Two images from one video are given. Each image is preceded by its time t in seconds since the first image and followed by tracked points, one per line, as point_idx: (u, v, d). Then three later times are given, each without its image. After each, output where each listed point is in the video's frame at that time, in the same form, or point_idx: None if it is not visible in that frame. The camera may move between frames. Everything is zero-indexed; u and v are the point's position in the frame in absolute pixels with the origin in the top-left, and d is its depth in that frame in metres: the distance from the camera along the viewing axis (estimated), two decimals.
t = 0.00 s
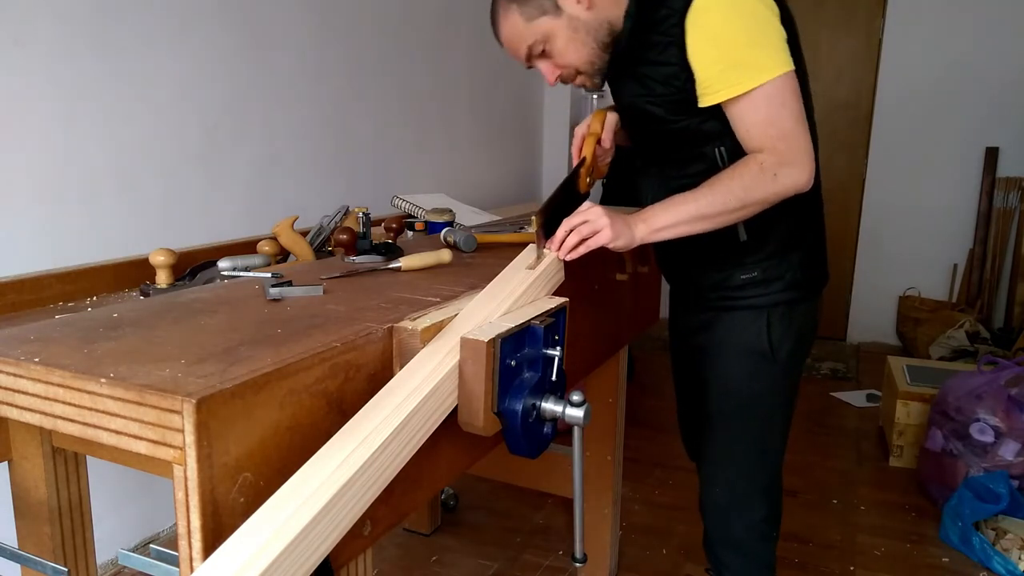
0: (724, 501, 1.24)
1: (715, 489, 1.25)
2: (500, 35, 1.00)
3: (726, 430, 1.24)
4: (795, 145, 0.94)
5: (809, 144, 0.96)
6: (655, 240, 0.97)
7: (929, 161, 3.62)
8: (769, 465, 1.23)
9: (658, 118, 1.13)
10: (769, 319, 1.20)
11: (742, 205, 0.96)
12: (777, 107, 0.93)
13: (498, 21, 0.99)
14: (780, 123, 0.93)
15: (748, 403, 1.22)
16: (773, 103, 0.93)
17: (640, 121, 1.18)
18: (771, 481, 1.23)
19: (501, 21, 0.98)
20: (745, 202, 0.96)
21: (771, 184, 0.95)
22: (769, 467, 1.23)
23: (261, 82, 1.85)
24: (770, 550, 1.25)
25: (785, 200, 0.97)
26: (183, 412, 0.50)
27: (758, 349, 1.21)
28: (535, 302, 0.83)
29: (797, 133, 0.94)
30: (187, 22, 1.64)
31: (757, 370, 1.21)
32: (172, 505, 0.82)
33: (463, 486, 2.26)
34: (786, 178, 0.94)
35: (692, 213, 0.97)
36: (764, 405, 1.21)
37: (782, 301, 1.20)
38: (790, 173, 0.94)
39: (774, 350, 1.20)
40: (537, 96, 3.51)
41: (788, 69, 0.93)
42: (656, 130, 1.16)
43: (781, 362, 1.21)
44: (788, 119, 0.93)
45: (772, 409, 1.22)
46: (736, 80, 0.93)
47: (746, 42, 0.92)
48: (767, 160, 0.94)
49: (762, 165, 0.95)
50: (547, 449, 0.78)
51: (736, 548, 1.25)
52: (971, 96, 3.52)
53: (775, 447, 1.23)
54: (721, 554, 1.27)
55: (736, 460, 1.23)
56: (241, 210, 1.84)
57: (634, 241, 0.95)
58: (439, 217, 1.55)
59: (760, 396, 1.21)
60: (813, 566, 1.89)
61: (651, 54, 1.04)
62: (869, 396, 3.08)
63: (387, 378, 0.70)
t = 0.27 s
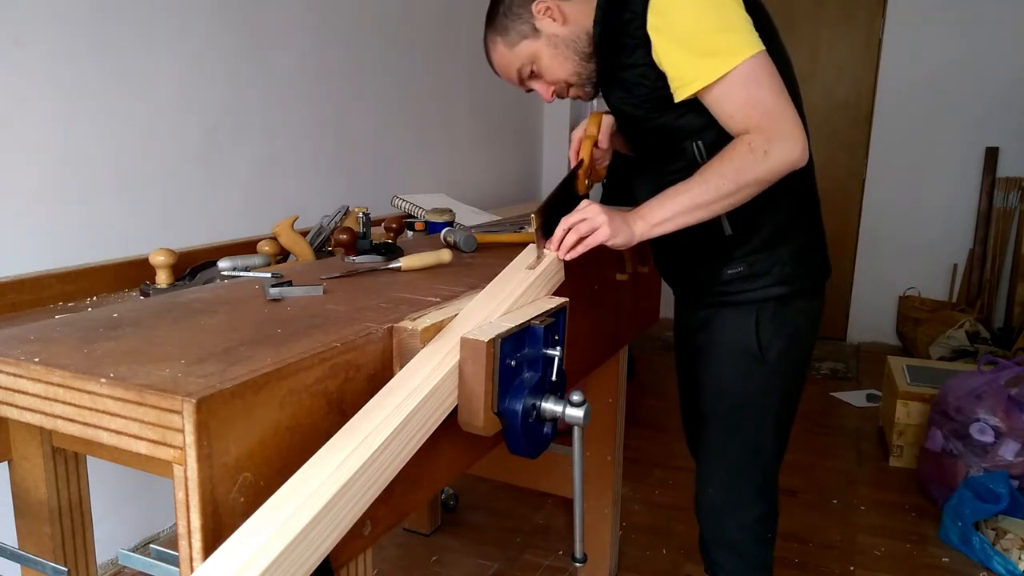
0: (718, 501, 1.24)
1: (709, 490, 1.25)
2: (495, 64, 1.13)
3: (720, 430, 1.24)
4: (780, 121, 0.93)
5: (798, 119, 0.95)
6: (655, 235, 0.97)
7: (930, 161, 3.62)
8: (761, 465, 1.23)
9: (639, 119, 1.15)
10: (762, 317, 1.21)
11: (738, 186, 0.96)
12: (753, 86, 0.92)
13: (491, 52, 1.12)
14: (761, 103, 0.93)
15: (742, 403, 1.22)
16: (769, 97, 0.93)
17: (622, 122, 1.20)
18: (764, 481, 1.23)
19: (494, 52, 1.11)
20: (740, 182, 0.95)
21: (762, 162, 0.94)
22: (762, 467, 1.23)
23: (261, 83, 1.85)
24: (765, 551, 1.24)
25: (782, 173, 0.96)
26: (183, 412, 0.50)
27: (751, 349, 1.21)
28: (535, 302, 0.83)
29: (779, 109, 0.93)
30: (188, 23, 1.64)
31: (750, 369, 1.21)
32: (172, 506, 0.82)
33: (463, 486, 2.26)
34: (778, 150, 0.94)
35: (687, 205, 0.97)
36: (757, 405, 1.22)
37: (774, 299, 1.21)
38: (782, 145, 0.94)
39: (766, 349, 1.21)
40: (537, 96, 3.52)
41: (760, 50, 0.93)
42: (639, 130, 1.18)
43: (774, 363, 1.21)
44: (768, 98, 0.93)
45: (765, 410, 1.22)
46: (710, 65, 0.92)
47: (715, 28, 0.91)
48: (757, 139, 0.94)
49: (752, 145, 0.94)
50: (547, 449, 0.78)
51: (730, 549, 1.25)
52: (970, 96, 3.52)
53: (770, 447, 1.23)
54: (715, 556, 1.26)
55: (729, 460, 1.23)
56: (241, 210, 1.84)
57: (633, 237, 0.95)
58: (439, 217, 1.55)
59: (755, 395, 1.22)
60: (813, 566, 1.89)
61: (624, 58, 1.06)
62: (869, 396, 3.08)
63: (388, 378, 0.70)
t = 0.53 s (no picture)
0: (717, 502, 1.24)
1: (708, 491, 1.25)
2: (496, 78, 1.18)
3: (719, 430, 1.25)
4: (773, 113, 0.93)
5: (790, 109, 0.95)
6: (654, 233, 0.97)
7: (930, 161, 3.62)
8: (761, 466, 1.23)
9: (636, 117, 1.15)
10: (759, 316, 1.21)
11: (733, 181, 0.96)
12: (744, 78, 0.93)
13: (490, 67, 1.17)
14: (753, 95, 0.93)
15: (741, 402, 1.22)
16: (765, 94, 0.93)
17: (621, 122, 1.20)
18: (763, 482, 1.23)
19: (493, 66, 1.16)
20: (736, 175, 0.95)
21: (756, 155, 0.94)
22: (761, 467, 1.23)
23: (261, 83, 1.85)
24: (764, 551, 1.24)
25: (777, 166, 0.96)
26: (183, 412, 0.50)
27: (749, 349, 1.21)
28: (535, 302, 0.83)
29: (771, 101, 0.93)
30: (188, 22, 1.64)
31: (748, 369, 1.22)
32: (172, 506, 0.82)
33: (463, 486, 2.26)
34: (773, 142, 0.94)
35: (685, 200, 0.97)
36: (756, 405, 1.22)
37: (772, 297, 1.21)
38: (776, 136, 0.94)
39: (764, 349, 1.21)
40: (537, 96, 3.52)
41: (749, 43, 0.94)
42: (636, 129, 1.18)
43: (774, 362, 1.21)
44: (759, 89, 0.93)
45: (766, 409, 1.22)
46: (699, 60, 0.93)
47: (702, 22, 0.92)
48: (751, 132, 0.94)
49: (746, 138, 0.94)
50: (547, 449, 0.78)
51: (729, 550, 1.24)
52: (970, 96, 3.52)
53: (768, 448, 1.23)
54: (714, 556, 1.26)
55: (728, 461, 1.23)
56: (241, 210, 1.84)
57: (633, 237, 0.95)
58: (439, 217, 1.55)
59: (754, 395, 1.22)
60: (813, 566, 1.89)
61: (618, 58, 1.07)
62: (869, 396, 3.08)
63: (388, 378, 0.70)
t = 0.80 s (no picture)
0: (715, 501, 1.24)
1: (706, 490, 1.25)
2: (498, 81, 1.18)
3: (717, 430, 1.24)
4: (771, 110, 0.93)
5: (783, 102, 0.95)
6: (654, 233, 0.97)
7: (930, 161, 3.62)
8: (760, 466, 1.23)
9: (635, 117, 1.15)
10: (758, 315, 1.21)
11: (732, 179, 0.96)
12: (740, 76, 0.93)
13: (492, 70, 1.17)
14: (749, 93, 0.93)
15: (739, 402, 1.22)
16: (764, 94, 0.93)
17: (622, 123, 1.20)
18: (762, 481, 1.23)
19: (495, 69, 1.17)
20: (735, 174, 0.95)
21: (755, 153, 0.94)
22: (759, 467, 1.23)
23: (261, 82, 1.85)
24: (762, 551, 1.24)
25: (776, 162, 0.96)
26: (183, 412, 0.50)
27: (748, 348, 1.22)
28: (535, 302, 0.83)
29: (768, 97, 0.93)
30: (188, 21, 1.64)
31: (746, 368, 1.22)
32: (172, 506, 0.82)
33: (463, 486, 2.26)
34: (771, 139, 0.94)
35: (684, 199, 0.97)
36: (754, 404, 1.22)
37: (770, 296, 1.21)
38: (774, 133, 0.93)
39: (763, 349, 1.21)
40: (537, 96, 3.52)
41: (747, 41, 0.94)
42: (636, 129, 1.18)
43: (774, 361, 1.21)
44: (755, 87, 0.93)
45: (766, 408, 1.22)
46: (698, 59, 0.93)
47: (699, 21, 0.93)
48: (750, 130, 0.94)
49: (745, 136, 0.94)
50: (547, 449, 0.78)
51: (727, 549, 1.24)
52: (970, 96, 3.52)
53: (767, 447, 1.23)
54: (712, 556, 1.26)
55: (726, 460, 1.23)
56: (241, 209, 1.84)
57: (633, 237, 0.95)
58: (439, 217, 1.55)
59: (752, 394, 1.22)
60: (813, 566, 1.89)
61: (616, 58, 1.07)
62: (869, 396, 3.08)
63: (388, 378, 0.70)
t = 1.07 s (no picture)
0: (716, 502, 1.24)
1: (706, 491, 1.25)
2: (500, 74, 1.18)
3: (718, 430, 1.25)
4: (774, 111, 0.93)
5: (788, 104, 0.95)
6: (654, 233, 0.97)
7: (930, 161, 3.62)
8: (761, 466, 1.23)
9: (638, 115, 1.15)
10: (758, 315, 1.21)
11: (732, 180, 0.96)
12: (744, 77, 0.93)
13: (495, 62, 1.17)
14: (752, 93, 0.93)
15: (740, 402, 1.22)
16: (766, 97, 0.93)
17: (625, 121, 1.20)
18: (763, 482, 1.23)
19: (498, 63, 1.17)
20: (735, 175, 0.95)
21: (756, 154, 0.94)
22: (759, 467, 1.23)
23: (261, 82, 1.85)
24: (762, 552, 1.24)
25: (777, 163, 0.95)
26: (183, 412, 0.50)
27: (748, 349, 1.22)
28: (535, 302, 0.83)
29: (771, 97, 0.93)
30: (188, 21, 1.64)
31: (746, 368, 1.22)
32: (171, 506, 0.82)
33: (463, 486, 2.26)
34: (772, 142, 0.93)
35: (684, 199, 0.97)
36: (754, 404, 1.22)
37: (771, 296, 1.21)
38: (774, 136, 0.93)
39: (763, 349, 1.21)
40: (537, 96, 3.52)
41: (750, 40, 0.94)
42: (639, 127, 1.18)
43: (775, 362, 1.21)
44: (759, 87, 0.93)
45: (766, 409, 1.22)
46: (699, 57, 0.93)
47: (701, 20, 0.93)
48: (751, 131, 0.94)
49: (746, 137, 0.94)
50: (547, 449, 0.78)
51: (728, 550, 1.24)
52: (970, 96, 3.52)
53: (767, 449, 1.23)
54: (713, 556, 1.26)
55: (726, 461, 1.24)
56: (241, 209, 1.84)
57: (633, 237, 0.95)
58: (439, 217, 1.55)
59: (752, 395, 1.22)
60: (813, 566, 1.89)
61: (621, 56, 1.07)
62: (869, 396, 3.08)
63: (387, 378, 0.70)
